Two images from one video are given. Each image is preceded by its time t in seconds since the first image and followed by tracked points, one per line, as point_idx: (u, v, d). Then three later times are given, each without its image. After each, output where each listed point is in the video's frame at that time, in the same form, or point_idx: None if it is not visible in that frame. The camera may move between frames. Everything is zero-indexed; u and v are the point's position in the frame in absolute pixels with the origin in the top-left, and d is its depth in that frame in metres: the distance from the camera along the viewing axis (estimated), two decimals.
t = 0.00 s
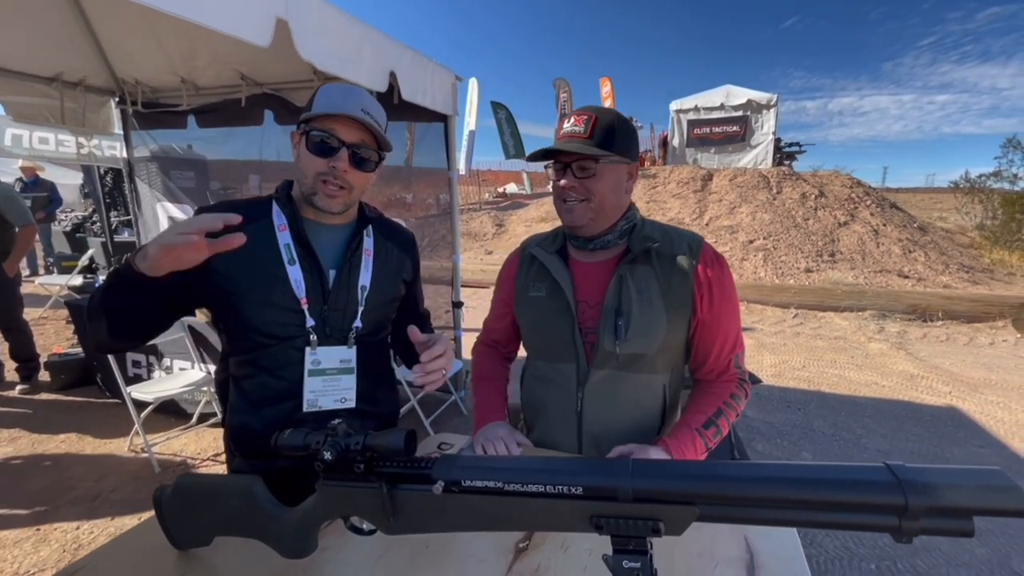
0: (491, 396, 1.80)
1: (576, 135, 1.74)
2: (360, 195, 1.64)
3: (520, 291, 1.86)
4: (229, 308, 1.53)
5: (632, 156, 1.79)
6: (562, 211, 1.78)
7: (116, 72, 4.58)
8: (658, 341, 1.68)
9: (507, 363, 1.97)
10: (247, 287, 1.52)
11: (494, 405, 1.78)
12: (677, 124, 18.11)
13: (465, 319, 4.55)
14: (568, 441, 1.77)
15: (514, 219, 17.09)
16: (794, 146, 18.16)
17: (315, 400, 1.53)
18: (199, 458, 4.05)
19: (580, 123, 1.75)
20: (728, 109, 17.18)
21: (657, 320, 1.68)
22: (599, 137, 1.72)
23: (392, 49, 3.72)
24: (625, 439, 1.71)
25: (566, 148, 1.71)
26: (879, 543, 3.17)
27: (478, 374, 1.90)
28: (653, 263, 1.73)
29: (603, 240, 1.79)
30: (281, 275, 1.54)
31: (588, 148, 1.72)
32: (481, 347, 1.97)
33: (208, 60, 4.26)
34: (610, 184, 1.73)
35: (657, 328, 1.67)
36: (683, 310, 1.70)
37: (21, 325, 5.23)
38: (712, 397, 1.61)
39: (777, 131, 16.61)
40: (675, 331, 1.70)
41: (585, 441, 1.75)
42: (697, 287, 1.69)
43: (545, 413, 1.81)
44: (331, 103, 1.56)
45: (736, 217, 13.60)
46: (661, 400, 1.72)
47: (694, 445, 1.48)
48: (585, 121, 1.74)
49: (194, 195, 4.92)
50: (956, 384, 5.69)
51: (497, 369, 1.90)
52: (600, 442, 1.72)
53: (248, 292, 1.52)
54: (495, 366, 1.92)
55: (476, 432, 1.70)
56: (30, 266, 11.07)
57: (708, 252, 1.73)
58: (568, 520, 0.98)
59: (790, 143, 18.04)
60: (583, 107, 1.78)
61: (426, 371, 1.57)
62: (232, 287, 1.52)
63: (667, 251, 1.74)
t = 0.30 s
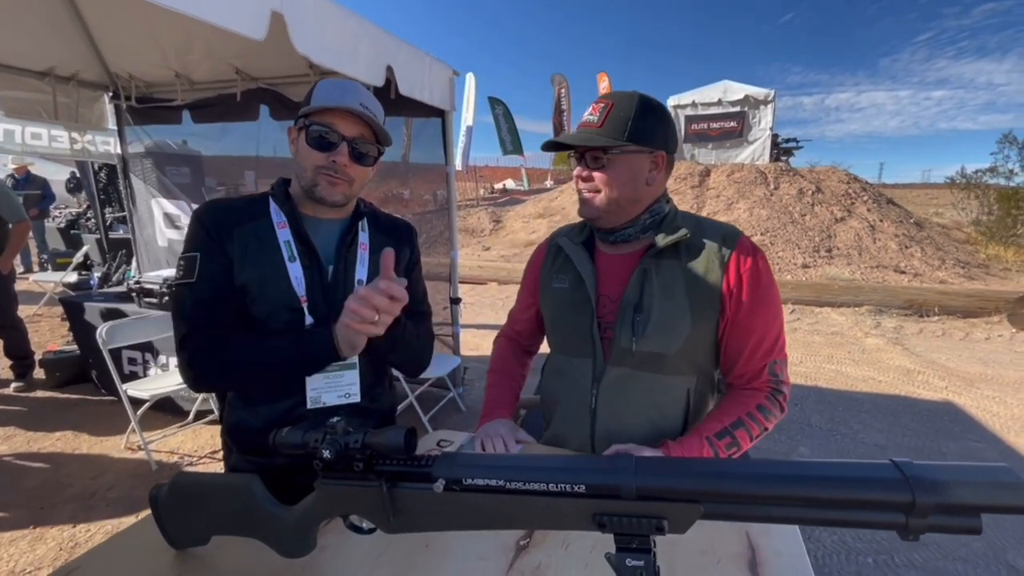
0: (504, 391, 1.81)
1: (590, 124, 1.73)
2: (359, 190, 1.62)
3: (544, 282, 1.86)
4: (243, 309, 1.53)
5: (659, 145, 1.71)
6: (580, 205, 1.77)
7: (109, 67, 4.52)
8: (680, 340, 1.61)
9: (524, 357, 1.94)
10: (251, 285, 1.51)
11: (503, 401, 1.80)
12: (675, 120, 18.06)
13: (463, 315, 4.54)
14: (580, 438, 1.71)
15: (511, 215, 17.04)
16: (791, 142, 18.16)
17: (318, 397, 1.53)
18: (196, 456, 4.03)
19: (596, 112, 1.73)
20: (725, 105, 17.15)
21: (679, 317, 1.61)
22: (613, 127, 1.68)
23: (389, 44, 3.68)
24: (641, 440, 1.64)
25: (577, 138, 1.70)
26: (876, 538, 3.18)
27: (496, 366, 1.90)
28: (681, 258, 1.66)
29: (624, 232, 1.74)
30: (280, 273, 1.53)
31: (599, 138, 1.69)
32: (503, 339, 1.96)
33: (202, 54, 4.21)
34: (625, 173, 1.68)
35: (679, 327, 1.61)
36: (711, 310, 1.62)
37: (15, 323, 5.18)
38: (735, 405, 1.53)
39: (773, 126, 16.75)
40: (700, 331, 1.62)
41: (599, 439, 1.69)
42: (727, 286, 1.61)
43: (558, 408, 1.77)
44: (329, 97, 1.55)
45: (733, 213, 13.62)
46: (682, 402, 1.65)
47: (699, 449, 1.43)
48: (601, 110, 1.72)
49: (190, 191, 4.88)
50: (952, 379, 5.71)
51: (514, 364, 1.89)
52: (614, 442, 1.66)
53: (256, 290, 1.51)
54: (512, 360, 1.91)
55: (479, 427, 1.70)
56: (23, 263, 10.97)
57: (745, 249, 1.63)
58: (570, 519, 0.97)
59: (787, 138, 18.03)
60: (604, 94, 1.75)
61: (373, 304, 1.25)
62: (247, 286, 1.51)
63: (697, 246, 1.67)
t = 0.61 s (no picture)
0: (511, 387, 1.80)
1: (610, 117, 1.71)
2: (367, 185, 1.60)
3: (561, 276, 1.84)
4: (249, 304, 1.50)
5: (682, 138, 1.67)
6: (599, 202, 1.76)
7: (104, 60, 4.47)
8: (691, 345, 1.58)
9: (535, 352, 1.93)
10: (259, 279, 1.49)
11: (509, 397, 1.78)
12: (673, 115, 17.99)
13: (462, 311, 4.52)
14: (584, 435, 1.72)
15: (509, 211, 16.99)
16: (789, 138, 18.13)
17: (328, 393, 1.50)
18: (193, 452, 4.01)
19: (617, 105, 1.72)
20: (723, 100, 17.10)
21: (693, 322, 1.58)
22: (632, 120, 1.66)
23: (386, 37, 3.64)
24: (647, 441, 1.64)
25: (597, 132, 1.69)
26: (875, 533, 3.17)
27: (506, 360, 1.88)
28: (700, 261, 1.62)
29: (643, 231, 1.71)
30: (288, 268, 1.51)
31: (618, 131, 1.67)
32: (514, 333, 1.94)
33: (198, 47, 4.17)
34: (644, 166, 1.65)
35: (692, 332, 1.58)
36: (727, 315, 1.58)
37: (11, 318, 5.14)
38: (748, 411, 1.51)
39: (772, 122, 16.75)
40: (714, 337, 1.58)
41: (603, 438, 1.69)
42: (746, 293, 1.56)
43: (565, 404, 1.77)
44: (336, 90, 1.53)
45: (731, 209, 13.61)
46: (690, 406, 1.63)
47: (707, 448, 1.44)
48: (622, 103, 1.70)
49: (186, 185, 4.84)
50: (949, 374, 5.72)
51: (522, 358, 1.89)
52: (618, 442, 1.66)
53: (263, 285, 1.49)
54: (522, 355, 1.89)
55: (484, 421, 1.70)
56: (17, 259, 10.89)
57: (769, 255, 1.57)
58: (573, 516, 0.96)
59: (785, 134, 18.00)
60: (626, 87, 1.73)
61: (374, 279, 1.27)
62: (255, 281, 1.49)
63: (719, 250, 1.62)
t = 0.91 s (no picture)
0: (507, 382, 1.78)
1: (622, 108, 1.69)
2: (365, 177, 1.58)
3: (561, 267, 1.82)
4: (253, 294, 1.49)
5: (691, 133, 1.66)
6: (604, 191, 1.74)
7: (98, 53, 4.42)
8: (691, 339, 1.58)
9: (532, 345, 1.92)
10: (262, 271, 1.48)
11: (506, 392, 1.77)
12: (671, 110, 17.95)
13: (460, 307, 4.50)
14: (582, 427, 1.71)
15: (507, 206, 16.95)
16: (789, 133, 18.09)
17: (323, 388, 1.49)
18: (191, 447, 4.00)
19: (629, 96, 1.68)
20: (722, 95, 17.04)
21: (695, 316, 1.58)
22: (645, 112, 1.64)
23: (383, 30, 3.61)
24: (643, 433, 1.64)
25: (608, 122, 1.66)
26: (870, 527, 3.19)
27: (501, 352, 1.86)
28: (702, 256, 1.62)
29: (647, 223, 1.71)
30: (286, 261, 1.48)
31: (630, 123, 1.65)
32: (511, 326, 1.92)
33: (193, 40, 4.12)
34: (653, 159, 1.64)
35: (692, 326, 1.58)
36: (727, 311, 1.58)
37: (6, 314, 5.11)
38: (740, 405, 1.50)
39: (770, 117, 16.72)
40: (713, 332, 1.58)
41: (601, 430, 1.69)
42: (745, 289, 1.56)
43: (563, 396, 1.77)
44: (332, 82, 1.50)
45: (730, 204, 13.60)
46: (687, 400, 1.63)
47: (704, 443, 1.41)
48: (634, 94, 1.68)
49: (182, 180, 4.81)
50: (946, 370, 5.74)
51: (517, 350, 1.86)
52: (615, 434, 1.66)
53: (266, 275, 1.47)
54: (517, 348, 1.87)
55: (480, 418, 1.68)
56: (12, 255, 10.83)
57: (768, 253, 1.58)
58: (570, 512, 0.95)
59: (784, 129, 17.96)
60: (638, 79, 1.71)
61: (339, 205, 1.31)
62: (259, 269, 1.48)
63: (721, 246, 1.62)
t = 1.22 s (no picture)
0: (496, 377, 1.76)
1: (597, 104, 1.70)
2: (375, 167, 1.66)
3: (537, 260, 1.82)
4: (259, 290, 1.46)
5: (664, 129, 1.69)
6: (581, 186, 1.74)
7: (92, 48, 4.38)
8: (668, 324, 1.64)
9: (513, 340, 1.91)
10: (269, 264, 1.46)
11: (497, 386, 1.75)
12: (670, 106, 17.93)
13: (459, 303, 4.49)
14: (567, 417, 1.72)
15: (506, 202, 16.92)
16: (787, 129, 18.06)
17: (337, 380, 1.50)
18: (189, 444, 4.00)
19: (606, 93, 1.70)
20: (721, 91, 17.00)
21: (671, 303, 1.63)
22: (620, 109, 1.66)
23: (381, 25, 3.59)
24: (625, 419, 1.68)
25: (584, 117, 1.66)
26: (867, 521, 3.20)
27: (484, 349, 1.85)
28: (675, 247, 1.67)
29: (622, 216, 1.72)
30: (290, 257, 1.47)
31: (607, 119, 1.66)
32: (491, 321, 1.92)
33: (190, 35, 4.10)
34: (630, 155, 1.65)
35: (670, 312, 1.63)
36: (700, 295, 1.65)
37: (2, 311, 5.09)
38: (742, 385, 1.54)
39: (769, 113, 16.69)
40: (688, 316, 1.65)
41: (584, 419, 1.71)
42: (717, 274, 1.63)
43: (544, 388, 1.78)
44: (340, 82, 1.50)
45: (728, 200, 13.59)
46: (665, 385, 1.68)
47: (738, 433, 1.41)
48: (610, 91, 1.69)
49: (179, 176, 4.78)
50: (943, 365, 5.76)
51: (501, 344, 1.86)
52: (600, 421, 1.69)
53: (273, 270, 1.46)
54: (500, 343, 1.86)
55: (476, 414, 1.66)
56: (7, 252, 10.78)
57: (733, 239, 1.67)
58: (568, 506, 0.95)
59: (783, 125, 17.92)
60: (613, 75, 1.73)
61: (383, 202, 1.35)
62: (265, 264, 1.46)
63: (693, 236, 1.68)
